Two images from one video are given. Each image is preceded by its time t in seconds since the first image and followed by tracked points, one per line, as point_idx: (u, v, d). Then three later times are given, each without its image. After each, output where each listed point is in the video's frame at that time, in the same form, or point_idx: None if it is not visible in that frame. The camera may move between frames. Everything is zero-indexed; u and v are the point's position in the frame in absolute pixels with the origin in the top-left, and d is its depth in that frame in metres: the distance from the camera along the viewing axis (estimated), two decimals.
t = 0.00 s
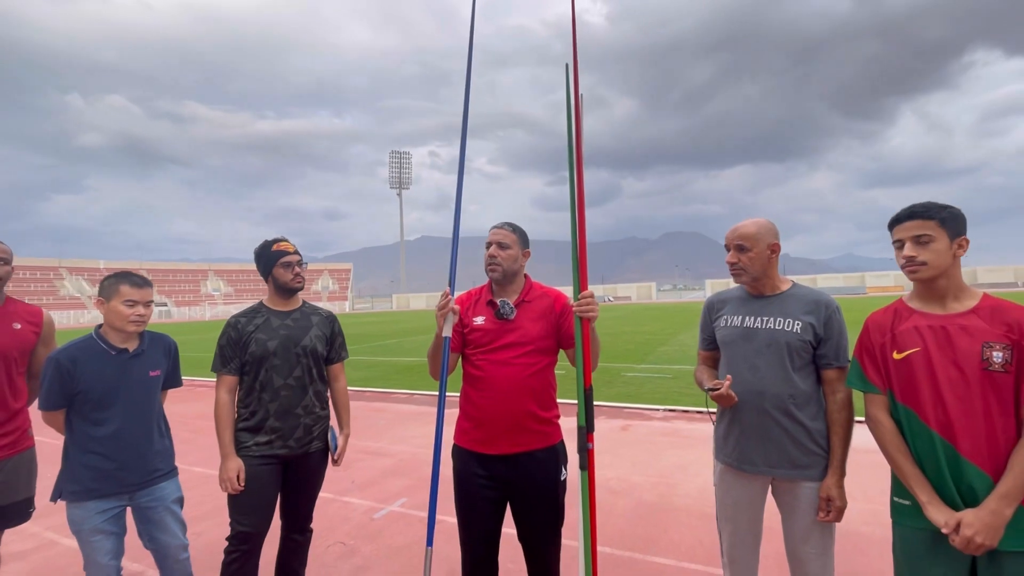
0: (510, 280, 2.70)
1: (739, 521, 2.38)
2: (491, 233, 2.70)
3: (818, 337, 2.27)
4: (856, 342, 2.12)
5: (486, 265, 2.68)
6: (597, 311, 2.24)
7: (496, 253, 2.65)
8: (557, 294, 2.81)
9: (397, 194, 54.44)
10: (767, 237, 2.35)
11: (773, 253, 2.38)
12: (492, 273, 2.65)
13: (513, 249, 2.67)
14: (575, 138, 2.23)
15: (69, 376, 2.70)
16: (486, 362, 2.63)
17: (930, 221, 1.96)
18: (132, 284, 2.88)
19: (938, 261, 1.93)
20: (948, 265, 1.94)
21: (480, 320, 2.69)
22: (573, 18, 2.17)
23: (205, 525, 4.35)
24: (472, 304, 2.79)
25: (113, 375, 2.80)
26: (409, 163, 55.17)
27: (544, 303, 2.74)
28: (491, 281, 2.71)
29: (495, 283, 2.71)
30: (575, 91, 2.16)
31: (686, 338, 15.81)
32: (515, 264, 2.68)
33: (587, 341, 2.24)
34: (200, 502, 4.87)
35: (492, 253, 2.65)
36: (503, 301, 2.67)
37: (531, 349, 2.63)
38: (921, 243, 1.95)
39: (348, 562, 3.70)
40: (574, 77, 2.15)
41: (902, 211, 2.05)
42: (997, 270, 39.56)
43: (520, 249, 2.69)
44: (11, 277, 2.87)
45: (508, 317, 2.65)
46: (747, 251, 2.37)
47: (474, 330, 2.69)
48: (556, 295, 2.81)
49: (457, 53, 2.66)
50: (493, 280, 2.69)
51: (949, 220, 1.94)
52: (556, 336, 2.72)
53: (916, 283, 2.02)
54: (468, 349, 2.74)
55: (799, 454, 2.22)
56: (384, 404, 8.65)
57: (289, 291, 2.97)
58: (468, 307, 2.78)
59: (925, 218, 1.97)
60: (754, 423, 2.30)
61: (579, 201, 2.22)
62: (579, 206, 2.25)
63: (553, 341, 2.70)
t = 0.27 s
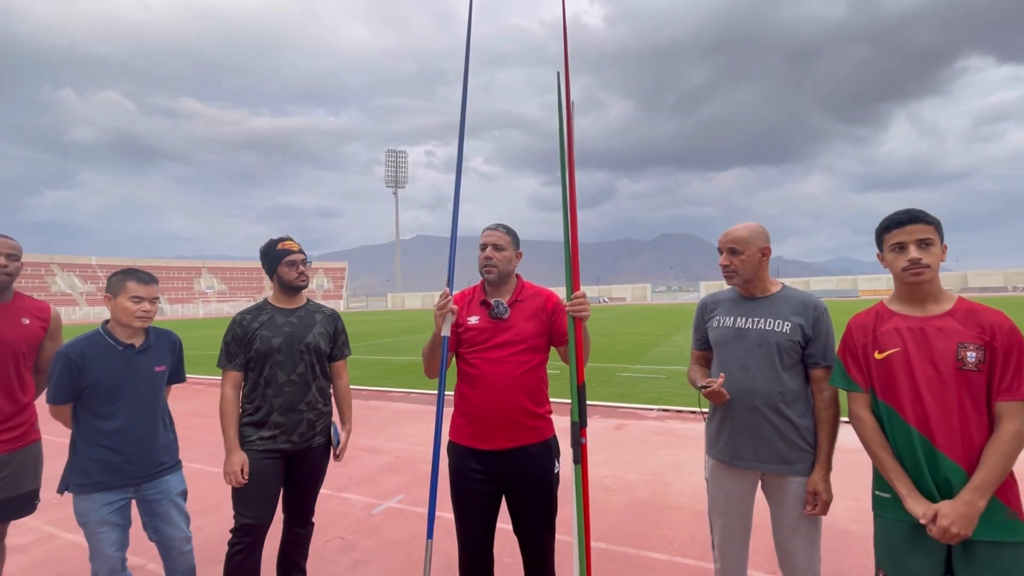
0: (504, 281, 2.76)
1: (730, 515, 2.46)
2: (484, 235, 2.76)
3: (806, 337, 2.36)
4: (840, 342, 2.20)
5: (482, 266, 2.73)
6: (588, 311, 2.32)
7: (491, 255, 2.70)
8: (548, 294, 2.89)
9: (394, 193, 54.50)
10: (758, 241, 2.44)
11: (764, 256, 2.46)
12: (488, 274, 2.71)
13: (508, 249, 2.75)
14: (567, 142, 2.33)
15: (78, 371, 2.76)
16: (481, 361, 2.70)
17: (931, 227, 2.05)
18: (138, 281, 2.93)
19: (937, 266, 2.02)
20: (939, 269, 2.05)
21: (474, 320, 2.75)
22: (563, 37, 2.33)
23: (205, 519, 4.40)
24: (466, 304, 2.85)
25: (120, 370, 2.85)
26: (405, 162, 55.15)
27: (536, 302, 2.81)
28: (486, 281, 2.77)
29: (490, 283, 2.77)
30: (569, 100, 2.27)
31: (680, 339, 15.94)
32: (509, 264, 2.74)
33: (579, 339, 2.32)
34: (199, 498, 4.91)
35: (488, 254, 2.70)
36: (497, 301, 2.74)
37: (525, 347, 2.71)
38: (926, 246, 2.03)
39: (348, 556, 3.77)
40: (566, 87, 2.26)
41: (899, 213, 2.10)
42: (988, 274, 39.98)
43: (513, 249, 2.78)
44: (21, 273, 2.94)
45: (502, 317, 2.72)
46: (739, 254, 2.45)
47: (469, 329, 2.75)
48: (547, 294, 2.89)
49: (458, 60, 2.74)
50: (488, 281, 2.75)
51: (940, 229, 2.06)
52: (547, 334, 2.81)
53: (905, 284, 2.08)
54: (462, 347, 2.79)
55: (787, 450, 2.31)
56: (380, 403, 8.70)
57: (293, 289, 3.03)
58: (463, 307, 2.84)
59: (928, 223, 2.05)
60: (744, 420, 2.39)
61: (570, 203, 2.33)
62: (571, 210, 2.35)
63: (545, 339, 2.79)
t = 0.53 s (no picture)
0: (503, 280, 2.80)
1: (722, 511, 2.52)
2: (482, 234, 2.77)
3: (796, 337, 2.42)
4: (829, 343, 2.25)
5: (483, 266, 2.74)
6: (583, 309, 2.36)
7: (493, 254, 2.73)
8: (542, 292, 2.95)
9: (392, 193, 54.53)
10: (750, 244, 2.49)
11: (756, 258, 2.52)
12: (490, 273, 2.73)
13: (507, 248, 2.80)
14: (563, 139, 2.24)
15: (83, 366, 2.80)
16: (478, 357, 2.74)
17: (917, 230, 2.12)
18: (140, 277, 2.97)
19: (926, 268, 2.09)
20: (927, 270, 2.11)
21: (472, 317, 2.78)
22: (561, 49, 2.41)
23: (205, 514, 4.45)
24: (461, 301, 2.87)
25: (124, 365, 2.90)
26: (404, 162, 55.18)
27: (530, 300, 2.87)
28: (485, 280, 2.80)
29: (488, 282, 2.80)
30: (565, 97, 2.23)
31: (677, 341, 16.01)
32: (509, 264, 2.79)
33: (574, 339, 2.36)
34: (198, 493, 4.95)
35: (491, 253, 2.73)
36: (495, 298, 2.78)
37: (521, 345, 2.76)
38: (915, 249, 2.08)
39: (346, 551, 3.82)
40: (563, 83, 2.22)
41: (887, 219, 2.17)
42: (984, 279, 40.17)
43: (511, 247, 2.83)
44: (27, 270, 2.98)
45: (500, 314, 2.76)
46: (731, 256, 2.51)
47: (467, 327, 2.78)
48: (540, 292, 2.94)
49: (458, 64, 2.79)
50: (487, 280, 2.77)
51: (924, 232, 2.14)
52: (541, 331, 2.87)
53: (895, 288, 2.13)
54: (459, 345, 2.82)
55: (778, 447, 2.37)
56: (378, 401, 8.75)
57: (295, 287, 3.08)
58: (459, 305, 2.86)
59: (915, 226, 2.11)
60: (736, 418, 2.45)
61: (567, 201, 2.21)
62: (568, 212, 2.20)
63: (540, 337, 2.85)
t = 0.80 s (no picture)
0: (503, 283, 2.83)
1: (719, 515, 2.54)
2: (482, 238, 2.79)
3: (793, 343, 2.44)
4: (828, 347, 2.29)
5: (485, 270, 2.77)
6: (583, 314, 2.38)
7: (495, 258, 2.76)
8: (541, 296, 2.98)
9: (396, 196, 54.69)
10: (747, 250, 2.52)
11: (753, 263, 2.54)
12: (492, 276, 2.77)
13: (508, 251, 2.83)
14: (564, 143, 2.22)
15: (89, 366, 2.84)
16: (478, 360, 2.76)
17: (903, 238, 2.13)
18: (145, 280, 3.01)
19: (908, 277, 2.10)
20: (914, 280, 2.12)
21: (473, 320, 2.80)
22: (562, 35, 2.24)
23: (207, 515, 4.48)
24: (462, 304, 2.89)
25: (129, 366, 2.94)
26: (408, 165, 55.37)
27: (530, 303, 2.90)
28: (486, 283, 2.82)
29: (489, 285, 2.83)
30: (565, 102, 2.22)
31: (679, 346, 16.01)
32: (510, 266, 2.83)
33: (574, 344, 2.37)
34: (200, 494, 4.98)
35: (493, 257, 2.76)
36: (496, 301, 2.81)
37: (522, 348, 2.79)
38: (893, 258, 2.12)
39: (347, 553, 3.85)
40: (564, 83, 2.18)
41: (875, 228, 2.21)
42: (988, 285, 40.04)
43: (511, 250, 2.86)
44: (36, 271, 3.02)
45: (501, 317, 2.79)
46: (728, 262, 2.54)
47: (468, 330, 2.79)
48: (539, 296, 2.97)
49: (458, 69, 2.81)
50: (490, 283, 2.80)
51: (919, 238, 2.12)
52: (541, 334, 2.91)
53: (887, 296, 2.20)
54: (460, 348, 2.82)
55: (774, 451, 2.39)
56: (380, 404, 8.77)
57: (299, 290, 3.12)
58: (460, 308, 2.88)
59: (898, 235, 2.14)
60: (733, 423, 2.47)
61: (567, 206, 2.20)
62: (569, 217, 2.20)
63: (539, 340, 2.89)
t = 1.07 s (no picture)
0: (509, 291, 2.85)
1: (724, 523, 2.54)
2: (488, 246, 2.80)
3: (797, 350, 2.44)
4: (837, 354, 2.30)
5: (492, 279, 2.79)
6: (588, 320, 2.39)
7: (501, 267, 2.77)
8: (546, 302, 2.98)
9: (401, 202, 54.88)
10: (750, 257, 2.52)
11: (757, 271, 2.55)
12: (498, 285, 2.78)
13: (514, 259, 2.84)
14: (570, 151, 2.23)
15: (99, 371, 2.87)
16: (484, 366, 2.77)
17: (905, 245, 2.15)
18: (154, 286, 3.04)
19: (906, 283, 2.12)
20: (916, 287, 2.11)
21: (478, 327, 2.81)
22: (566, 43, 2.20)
23: (213, 520, 4.50)
24: (468, 310, 2.90)
25: (138, 371, 2.97)
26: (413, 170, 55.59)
27: (535, 310, 2.91)
28: (492, 291, 2.84)
29: (495, 293, 2.84)
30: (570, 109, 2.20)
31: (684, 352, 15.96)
32: (516, 274, 2.84)
33: (580, 351, 2.37)
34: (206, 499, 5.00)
35: (499, 266, 2.77)
36: (502, 308, 2.82)
37: (527, 354, 2.80)
38: (892, 265, 2.15)
39: (352, 558, 3.86)
40: (570, 88, 2.13)
41: (882, 236, 2.24)
42: (996, 291, 39.75)
43: (517, 258, 2.87)
44: (48, 277, 3.06)
45: (506, 324, 2.80)
46: (733, 269, 2.54)
47: (473, 336, 2.81)
48: (544, 302, 2.98)
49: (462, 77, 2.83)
50: (496, 291, 2.81)
51: (924, 245, 2.12)
52: (546, 340, 2.92)
53: (893, 303, 2.21)
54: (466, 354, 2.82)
55: (779, 459, 2.39)
56: (385, 409, 8.78)
57: (306, 296, 3.15)
58: (466, 314, 2.89)
59: (900, 242, 2.16)
60: (738, 430, 2.47)
61: (573, 213, 2.21)
62: (574, 222, 2.21)
63: (544, 346, 2.89)
